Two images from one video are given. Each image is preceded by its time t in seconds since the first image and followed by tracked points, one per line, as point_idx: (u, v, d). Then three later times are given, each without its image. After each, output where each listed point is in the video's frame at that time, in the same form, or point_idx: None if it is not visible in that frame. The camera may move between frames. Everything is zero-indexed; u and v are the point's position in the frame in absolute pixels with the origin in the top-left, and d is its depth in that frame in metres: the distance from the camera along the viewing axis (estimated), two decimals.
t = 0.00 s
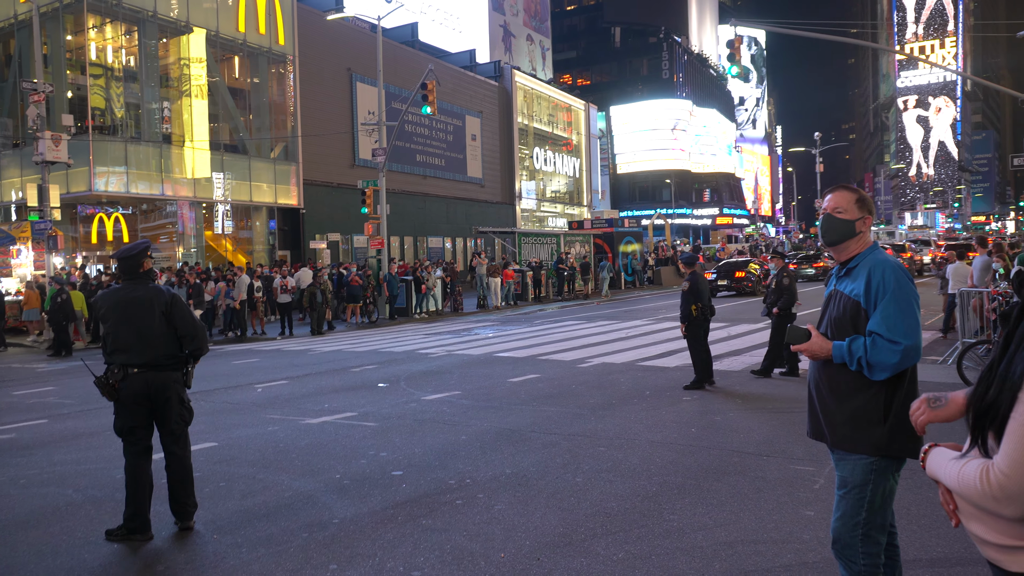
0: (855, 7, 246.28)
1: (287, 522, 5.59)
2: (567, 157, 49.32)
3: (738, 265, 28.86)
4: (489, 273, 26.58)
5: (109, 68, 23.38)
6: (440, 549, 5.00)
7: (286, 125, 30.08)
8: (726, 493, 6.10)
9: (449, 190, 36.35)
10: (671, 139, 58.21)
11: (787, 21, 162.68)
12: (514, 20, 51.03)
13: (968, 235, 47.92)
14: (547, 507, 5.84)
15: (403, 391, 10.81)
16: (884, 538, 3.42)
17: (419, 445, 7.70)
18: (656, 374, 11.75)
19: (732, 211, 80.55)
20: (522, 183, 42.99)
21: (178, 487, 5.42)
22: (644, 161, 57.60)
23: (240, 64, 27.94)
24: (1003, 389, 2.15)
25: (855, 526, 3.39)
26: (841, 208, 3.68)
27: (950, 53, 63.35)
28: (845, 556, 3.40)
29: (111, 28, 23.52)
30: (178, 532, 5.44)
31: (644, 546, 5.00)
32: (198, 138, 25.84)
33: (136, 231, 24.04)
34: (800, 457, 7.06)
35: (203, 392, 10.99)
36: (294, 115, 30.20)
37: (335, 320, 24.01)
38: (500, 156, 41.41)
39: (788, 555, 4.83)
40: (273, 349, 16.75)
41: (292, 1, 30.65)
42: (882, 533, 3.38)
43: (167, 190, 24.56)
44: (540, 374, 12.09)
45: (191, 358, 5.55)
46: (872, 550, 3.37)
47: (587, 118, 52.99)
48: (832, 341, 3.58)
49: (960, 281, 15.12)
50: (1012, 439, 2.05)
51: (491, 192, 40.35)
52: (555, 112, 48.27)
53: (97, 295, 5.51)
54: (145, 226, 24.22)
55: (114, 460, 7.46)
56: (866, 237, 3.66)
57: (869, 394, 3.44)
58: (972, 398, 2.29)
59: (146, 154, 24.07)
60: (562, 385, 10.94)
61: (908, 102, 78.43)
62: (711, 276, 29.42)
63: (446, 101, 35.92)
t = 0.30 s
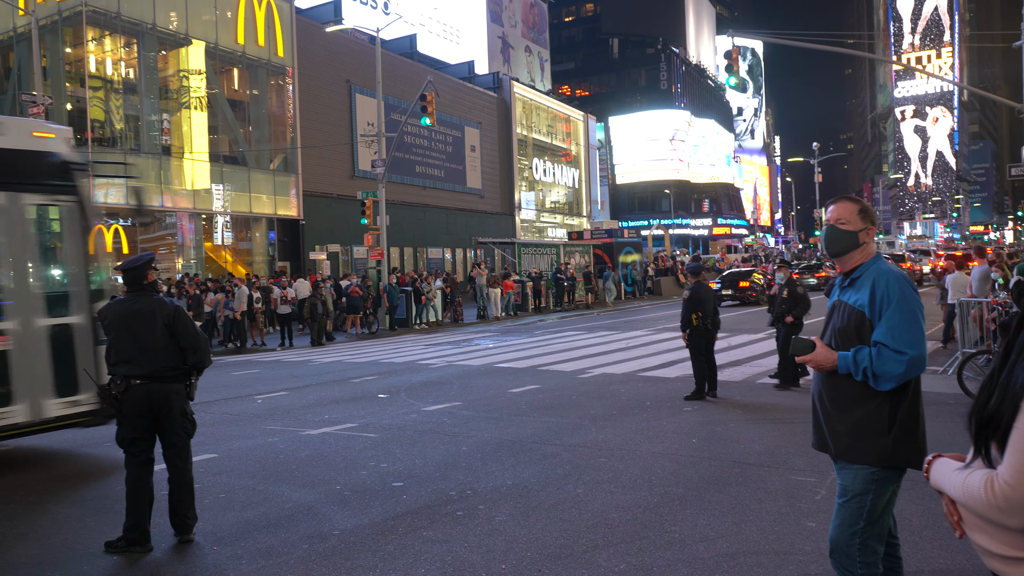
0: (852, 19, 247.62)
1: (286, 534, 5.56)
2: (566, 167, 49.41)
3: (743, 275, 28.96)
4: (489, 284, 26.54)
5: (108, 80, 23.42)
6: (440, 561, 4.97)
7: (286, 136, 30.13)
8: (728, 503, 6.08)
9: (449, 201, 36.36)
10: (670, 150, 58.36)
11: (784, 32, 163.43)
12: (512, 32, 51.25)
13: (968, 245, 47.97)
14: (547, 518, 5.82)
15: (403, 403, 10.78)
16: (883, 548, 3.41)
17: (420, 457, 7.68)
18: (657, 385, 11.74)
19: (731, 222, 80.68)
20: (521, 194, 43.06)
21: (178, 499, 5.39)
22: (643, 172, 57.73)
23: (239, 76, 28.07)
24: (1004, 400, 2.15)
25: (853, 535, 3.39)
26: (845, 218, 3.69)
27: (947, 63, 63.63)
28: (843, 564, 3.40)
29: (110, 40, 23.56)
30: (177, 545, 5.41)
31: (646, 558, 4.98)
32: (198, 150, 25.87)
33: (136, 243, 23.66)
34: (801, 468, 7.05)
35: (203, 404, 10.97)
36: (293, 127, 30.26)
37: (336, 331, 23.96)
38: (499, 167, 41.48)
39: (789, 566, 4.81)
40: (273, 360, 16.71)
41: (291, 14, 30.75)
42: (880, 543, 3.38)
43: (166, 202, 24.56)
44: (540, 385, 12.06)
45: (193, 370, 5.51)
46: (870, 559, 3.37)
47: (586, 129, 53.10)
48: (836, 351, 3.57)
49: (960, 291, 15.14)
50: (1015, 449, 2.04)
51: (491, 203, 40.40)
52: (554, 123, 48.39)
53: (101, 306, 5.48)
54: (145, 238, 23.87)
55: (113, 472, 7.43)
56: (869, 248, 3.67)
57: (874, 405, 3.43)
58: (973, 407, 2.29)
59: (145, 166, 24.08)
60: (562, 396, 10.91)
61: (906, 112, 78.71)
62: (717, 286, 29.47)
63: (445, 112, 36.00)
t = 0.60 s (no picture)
0: (863, 19, 246.74)
1: (294, 530, 5.58)
2: (575, 166, 49.40)
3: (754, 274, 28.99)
4: (496, 282, 26.57)
5: (118, 78, 23.54)
6: (448, 558, 4.98)
7: (295, 134, 30.22)
8: (736, 502, 6.07)
9: (457, 200, 36.38)
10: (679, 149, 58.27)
11: (795, 31, 162.97)
12: (521, 30, 51.23)
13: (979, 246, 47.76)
14: (555, 516, 5.82)
15: (410, 400, 10.80)
16: (893, 548, 3.41)
17: (427, 453, 7.69)
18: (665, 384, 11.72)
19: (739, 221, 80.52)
20: (529, 192, 43.08)
21: (187, 494, 5.41)
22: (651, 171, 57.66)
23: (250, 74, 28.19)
24: (1012, 395, 2.16)
25: (863, 535, 3.38)
26: (858, 218, 3.69)
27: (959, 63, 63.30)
28: (853, 565, 3.39)
29: (121, 38, 23.69)
30: (185, 540, 5.44)
31: (653, 556, 4.98)
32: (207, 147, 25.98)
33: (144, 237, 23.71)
34: (809, 467, 7.02)
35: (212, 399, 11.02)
36: (303, 125, 30.34)
37: (344, 328, 24.05)
38: (507, 165, 41.47)
39: (797, 565, 4.80)
40: (281, 356, 16.77)
41: (301, 11, 30.81)
42: (891, 543, 3.38)
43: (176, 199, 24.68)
44: (548, 383, 12.06)
45: (205, 366, 5.53)
46: (880, 560, 3.36)
47: (594, 127, 53.05)
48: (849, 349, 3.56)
49: (970, 291, 15.09)
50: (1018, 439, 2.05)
51: (499, 201, 40.41)
52: (563, 122, 48.40)
53: (115, 301, 5.47)
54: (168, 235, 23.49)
55: (123, 467, 7.47)
56: (883, 247, 3.66)
57: (887, 404, 3.42)
58: (983, 402, 2.30)
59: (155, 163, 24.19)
60: (569, 394, 10.91)
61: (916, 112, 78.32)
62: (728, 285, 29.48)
63: (454, 111, 36.03)
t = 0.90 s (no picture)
0: (861, 10, 246.30)
1: (296, 525, 5.60)
2: (574, 160, 49.35)
3: (758, 266, 29.08)
4: (496, 277, 26.58)
5: (116, 75, 23.52)
6: (449, 553, 4.99)
7: (293, 130, 30.20)
8: (736, 495, 6.09)
9: (456, 195, 36.34)
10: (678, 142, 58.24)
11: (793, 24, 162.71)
12: (519, 24, 51.15)
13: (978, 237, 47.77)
14: (556, 510, 5.83)
15: (410, 395, 10.81)
16: (895, 540, 3.42)
17: (428, 449, 7.71)
18: (665, 377, 11.74)
19: (739, 214, 80.49)
20: (528, 187, 43.05)
21: (189, 491, 5.41)
22: (651, 164, 57.66)
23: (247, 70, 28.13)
24: (1004, 385, 2.17)
25: (865, 527, 3.39)
26: (859, 209, 3.69)
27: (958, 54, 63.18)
28: (855, 557, 3.40)
29: (118, 35, 23.62)
30: (186, 537, 5.45)
31: (654, 549, 4.99)
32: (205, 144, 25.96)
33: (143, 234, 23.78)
34: (809, 459, 7.03)
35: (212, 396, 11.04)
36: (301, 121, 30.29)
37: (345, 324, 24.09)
38: (506, 159, 41.42)
39: (797, 558, 4.80)
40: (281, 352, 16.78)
41: (298, 7, 30.72)
42: (893, 535, 3.39)
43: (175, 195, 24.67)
44: (548, 377, 12.07)
45: (207, 363, 5.53)
46: (882, 552, 3.37)
47: (593, 121, 53.00)
48: (852, 341, 3.56)
49: (969, 282, 15.12)
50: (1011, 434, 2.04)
51: (498, 196, 40.37)
52: (561, 116, 48.34)
53: (117, 299, 5.46)
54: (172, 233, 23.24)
55: (124, 464, 7.48)
56: (884, 239, 3.66)
57: (889, 397, 3.42)
58: (976, 392, 2.30)
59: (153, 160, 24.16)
60: (569, 389, 10.91)
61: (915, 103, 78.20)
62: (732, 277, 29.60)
63: (452, 106, 35.97)
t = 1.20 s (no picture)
0: (859, 10, 246.48)
1: (297, 527, 5.60)
2: (572, 161, 49.38)
3: (761, 266, 29.17)
4: (495, 278, 26.59)
5: (114, 76, 23.51)
6: (449, 555, 4.99)
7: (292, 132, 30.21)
8: (736, 496, 6.09)
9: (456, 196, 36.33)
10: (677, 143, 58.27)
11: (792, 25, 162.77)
12: (518, 25, 51.15)
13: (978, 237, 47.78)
14: (556, 511, 5.82)
15: (410, 396, 10.82)
16: (895, 541, 3.42)
17: (427, 450, 7.71)
18: (664, 378, 11.75)
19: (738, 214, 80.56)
20: (528, 188, 43.07)
21: (187, 493, 5.41)
22: (650, 165, 57.68)
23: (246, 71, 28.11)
24: (1002, 385, 2.18)
25: (866, 527, 3.39)
26: (859, 210, 3.70)
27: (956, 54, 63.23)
28: (855, 557, 3.41)
29: (117, 37, 23.58)
30: (186, 539, 5.45)
31: (654, 550, 4.99)
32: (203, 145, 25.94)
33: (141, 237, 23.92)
34: (808, 460, 7.03)
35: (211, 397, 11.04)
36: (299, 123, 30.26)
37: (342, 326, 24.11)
38: (505, 160, 41.44)
39: (797, 558, 4.81)
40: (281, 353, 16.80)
41: (296, 8, 30.70)
42: (893, 536, 3.39)
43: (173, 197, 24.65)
44: (548, 378, 12.07)
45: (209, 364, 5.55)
46: (883, 552, 3.38)
47: (592, 122, 53.03)
48: (851, 341, 3.56)
49: (969, 282, 15.13)
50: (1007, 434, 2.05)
51: (497, 197, 40.40)
52: (560, 117, 48.35)
53: (118, 301, 5.40)
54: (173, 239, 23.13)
55: (124, 465, 7.49)
56: (885, 239, 3.66)
57: (888, 397, 3.42)
58: (974, 392, 2.30)
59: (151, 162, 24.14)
60: (569, 390, 10.92)
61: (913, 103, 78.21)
62: (735, 277, 29.72)
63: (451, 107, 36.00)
